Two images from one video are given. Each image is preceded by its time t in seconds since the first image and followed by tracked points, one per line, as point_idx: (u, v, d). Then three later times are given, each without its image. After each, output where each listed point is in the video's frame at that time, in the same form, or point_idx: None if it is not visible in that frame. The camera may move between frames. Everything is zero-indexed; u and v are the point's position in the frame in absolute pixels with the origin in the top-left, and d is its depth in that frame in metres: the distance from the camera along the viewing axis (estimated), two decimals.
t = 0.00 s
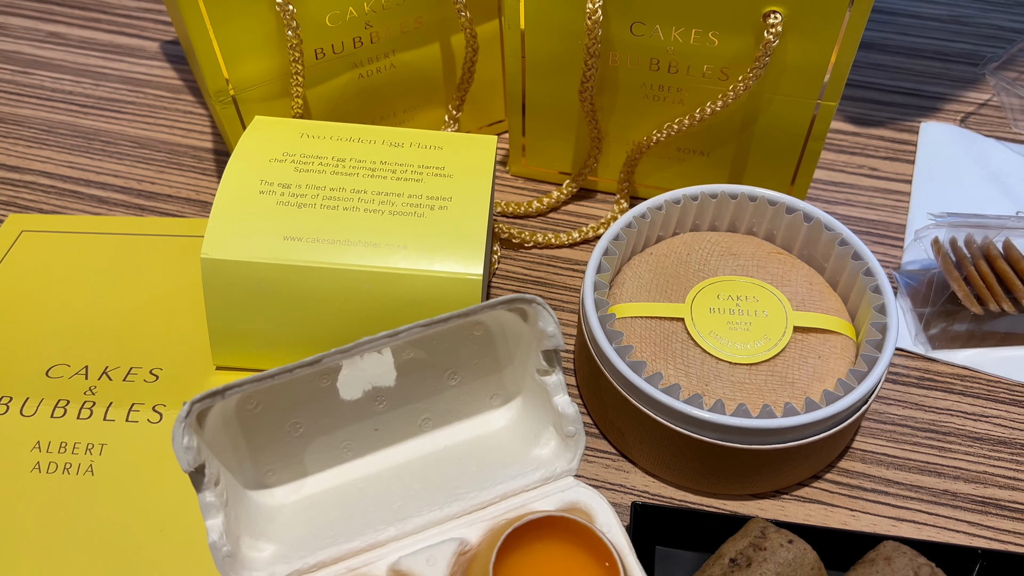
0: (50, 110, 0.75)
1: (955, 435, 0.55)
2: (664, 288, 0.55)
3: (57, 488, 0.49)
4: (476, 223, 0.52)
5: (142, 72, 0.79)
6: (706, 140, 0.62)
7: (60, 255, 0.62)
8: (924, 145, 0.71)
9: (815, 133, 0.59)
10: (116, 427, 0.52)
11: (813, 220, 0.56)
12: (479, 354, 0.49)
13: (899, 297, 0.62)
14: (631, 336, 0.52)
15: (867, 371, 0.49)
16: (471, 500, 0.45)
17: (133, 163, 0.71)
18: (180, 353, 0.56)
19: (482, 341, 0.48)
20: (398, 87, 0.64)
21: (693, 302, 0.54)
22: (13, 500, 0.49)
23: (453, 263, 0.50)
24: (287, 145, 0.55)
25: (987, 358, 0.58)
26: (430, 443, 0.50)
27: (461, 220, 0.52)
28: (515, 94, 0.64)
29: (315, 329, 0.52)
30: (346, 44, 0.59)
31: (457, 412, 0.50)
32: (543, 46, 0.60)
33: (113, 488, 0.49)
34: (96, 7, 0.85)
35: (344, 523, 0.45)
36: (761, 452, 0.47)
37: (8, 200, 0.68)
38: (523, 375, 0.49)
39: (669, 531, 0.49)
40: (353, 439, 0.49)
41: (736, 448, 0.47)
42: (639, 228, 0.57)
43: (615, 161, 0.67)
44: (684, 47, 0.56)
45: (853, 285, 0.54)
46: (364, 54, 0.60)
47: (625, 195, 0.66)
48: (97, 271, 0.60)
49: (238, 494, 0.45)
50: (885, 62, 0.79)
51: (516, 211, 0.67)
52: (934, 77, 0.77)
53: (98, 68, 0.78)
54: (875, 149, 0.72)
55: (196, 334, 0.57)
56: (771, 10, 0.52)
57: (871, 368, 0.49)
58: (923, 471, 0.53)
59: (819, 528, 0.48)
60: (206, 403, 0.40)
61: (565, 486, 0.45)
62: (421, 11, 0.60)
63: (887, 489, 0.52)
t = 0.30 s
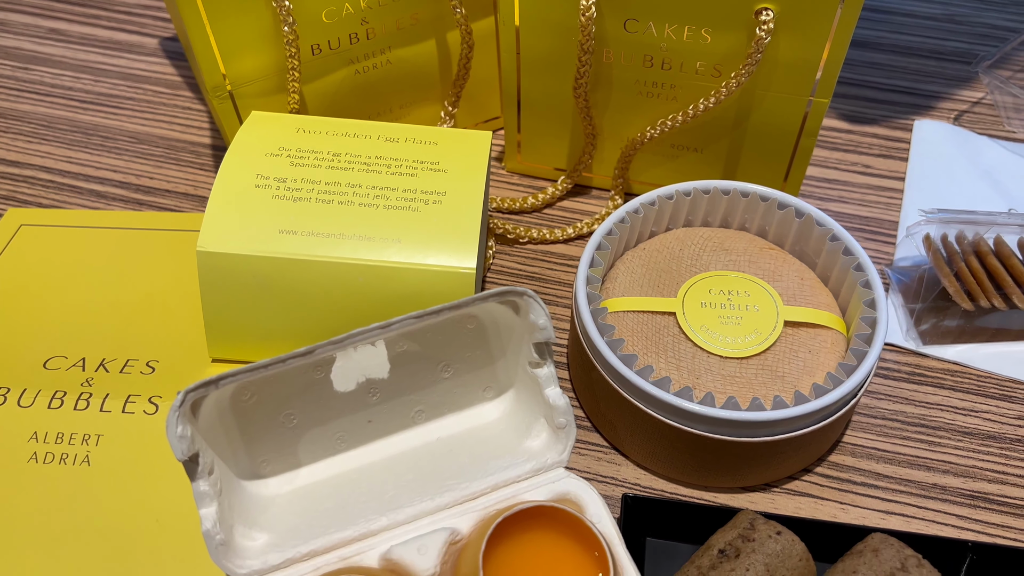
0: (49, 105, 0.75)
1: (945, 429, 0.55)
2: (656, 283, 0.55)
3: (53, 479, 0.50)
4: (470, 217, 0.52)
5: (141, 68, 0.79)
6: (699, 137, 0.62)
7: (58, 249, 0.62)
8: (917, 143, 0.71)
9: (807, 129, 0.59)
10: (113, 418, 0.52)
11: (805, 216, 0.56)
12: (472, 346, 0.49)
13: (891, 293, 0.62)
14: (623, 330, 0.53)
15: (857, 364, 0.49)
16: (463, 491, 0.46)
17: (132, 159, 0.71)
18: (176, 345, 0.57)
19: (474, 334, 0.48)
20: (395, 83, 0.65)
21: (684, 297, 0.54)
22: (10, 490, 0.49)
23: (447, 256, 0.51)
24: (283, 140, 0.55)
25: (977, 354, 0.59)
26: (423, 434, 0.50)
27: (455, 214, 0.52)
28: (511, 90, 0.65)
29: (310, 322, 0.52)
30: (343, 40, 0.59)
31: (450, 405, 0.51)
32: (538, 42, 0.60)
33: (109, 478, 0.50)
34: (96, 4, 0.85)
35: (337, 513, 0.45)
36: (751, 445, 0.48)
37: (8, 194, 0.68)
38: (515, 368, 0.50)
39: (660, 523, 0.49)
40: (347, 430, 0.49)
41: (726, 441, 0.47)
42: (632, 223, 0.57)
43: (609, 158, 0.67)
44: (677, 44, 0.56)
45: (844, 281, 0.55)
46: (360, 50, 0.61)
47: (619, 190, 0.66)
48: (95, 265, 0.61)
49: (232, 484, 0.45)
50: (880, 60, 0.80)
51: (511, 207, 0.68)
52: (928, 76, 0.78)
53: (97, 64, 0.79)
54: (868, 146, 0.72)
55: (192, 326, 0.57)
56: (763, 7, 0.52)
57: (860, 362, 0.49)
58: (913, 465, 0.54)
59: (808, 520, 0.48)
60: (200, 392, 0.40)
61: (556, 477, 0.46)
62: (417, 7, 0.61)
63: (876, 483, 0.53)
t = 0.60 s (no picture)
0: (51, 96, 0.76)
1: (938, 419, 0.56)
2: (651, 273, 0.56)
3: (52, 463, 0.50)
4: (467, 207, 0.53)
5: (142, 61, 0.80)
6: (696, 129, 0.63)
7: (58, 237, 0.63)
8: (913, 137, 0.71)
9: (803, 122, 0.59)
10: (112, 404, 0.53)
11: (800, 207, 0.57)
12: (468, 334, 0.50)
13: (886, 285, 0.63)
14: (618, 319, 0.53)
15: (850, 353, 0.49)
16: (458, 476, 0.46)
17: (132, 149, 0.72)
18: (175, 333, 0.57)
19: (470, 321, 0.49)
20: (394, 75, 0.65)
21: (680, 287, 0.54)
22: (10, 473, 0.50)
23: (444, 245, 0.51)
24: (282, 129, 0.56)
25: (971, 345, 0.59)
26: (419, 421, 0.51)
27: (452, 204, 0.53)
28: (509, 82, 0.65)
29: (307, 309, 0.52)
30: (342, 31, 0.60)
31: (446, 392, 0.51)
32: (535, 35, 0.61)
33: (109, 462, 0.50)
34: None
35: (333, 498, 0.46)
36: (744, 432, 0.48)
37: (9, 184, 0.69)
38: (511, 355, 0.50)
39: (653, 509, 0.50)
40: (344, 416, 0.50)
41: (720, 428, 0.48)
42: (628, 214, 0.58)
43: (606, 150, 0.67)
44: (673, 36, 0.57)
45: (839, 271, 0.55)
46: (359, 41, 0.61)
47: (616, 183, 0.67)
48: (95, 253, 0.61)
49: (229, 468, 0.46)
50: (877, 55, 0.80)
51: (509, 198, 0.68)
52: (925, 71, 0.78)
53: (99, 56, 0.79)
54: (865, 140, 0.72)
55: (191, 314, 0.58)
56: None
57: (853, 350, 0.50)
58: (906, 455, 0.54)
59: (801, 508, 0.49)
60: (197, 375, 0.41)
61: (551, 463, 0.46)
62: None
63: (870, 472, 0.53)
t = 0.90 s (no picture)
0: (52, 88, 0.76)
1: (927, 409, 0.57)
2: (645, 263, 0.56)
3: (52, 445, 0.51)
4: (462, 196, 0.53)
5: (143, 53, 0.80)
6: (691, 122, 0.63)
7: (60, 226, 0.63)
8: (906, 132, 0.72)
9: (796, 115, 0.60)
10: (111, 389, 0.54)
11: (792, 199, 0.57)
12: (463, 321, 0.50)
13: (877, 278, 0.63)
14: (611, 308, 0.54)
15: (839, 342, 0.50)
16: (452, 459, 0.47)
17: (133, 140, 0.73)
18: (174, 320, 0.58)
19: (465, 308, 0.49)
20: (392, 67, 0.66)
21: (672, 277, 0.55)
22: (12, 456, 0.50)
23: (440, 234, 0.52)
24: (281, 119, 0.56)
25: (960, 337, 0.60)
26: (414, 407, 0.51)
27: (448, 193, 0.53)
28: (506, 75, 0.66)
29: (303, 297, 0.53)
30: (341, 23, 0.61)
31: (441, 378, 0.52)
32: (532, 28, 0.61)
33: (108, 444, 0.51)
34: None
35: (328, 480, 0.47)
36: (734, 419, 0.49)
37: (10, 173, 0.69)
38: (505, 343, 0.51)
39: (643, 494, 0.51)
40: (340, 401, 0.50)
41: (710, 415, 0.49)
42: (622, 204, 0.58)
43: (602, 143, 0.68)
44: (668, 29, 0.57)
45: (829, 262, 0.56)
46: (358, 33, 0.62)
47: (611, 175, 0.68)
48: (96, 241, 0.62)
49: (226, 451, 0.46)
50: (872, 52, 0.81)
51: (505, 190, 0.69)
52: (919, 67, 0.79)
53: (100, 48, 0.80)
54: (859, 135, 0.73)
55: (190, 301, 0.58)
56: None
57: (842, 339, 0.50)
58: (895, 443, 0.55)
59: (790, 494, 0.50)
60: (195, 358, 0.41)
61: (543, 447, 0.47)
62: None
63: (858, 460, 0.54)
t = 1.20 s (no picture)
0: (52, 77, 0.77)
1: (914, 395, 0.57)
2: (636, 250, 0.57)
3: (50, 425, 0.52)
4: (456, 182, 0.54)
5: (143, 43, 0.81)
6: (683, 113, 0.64)
7: (59, 211, 0.64)
8: (897, 125, 0.73)
9: (787, 106, 0.61)
10: (108, 369, 0.54)
11: (781, 187, 0.58)
12: (456, 305, 0.51)
13: (866, 267, 0.64)
14: (603, 294, 0.54)
15: (825, 327, 0.51)
16: (443, 439, 0.48)
17: (132, 128, 0.73)
18: (171, 303, 0.59)
19: (458, 291, 0.50)
20: (388, 57, 0.67)
21: (663, 264, 0.56)
22: (10, 434, 0.51)
23: (433, 219, 0.52)
24: (277, 106, 0.57)
25: (947, 325, 0.61)
26: (407, 388, 0.52)
27: (443, 179, 0.54)
28: (501, 65, 0.66)
29: (297, 281, 0.53)
30: (338, 12, 0.61)
31: (434, 361, 0.53)
32: (526, 18, 0.62)
33: (106, 423, 0.52)
34: None
35: (322, 459, 0.47)
36: (722, 401, 0.49)
37: (11, 160, 0.70)
38: (497, 326, 0.51)
39: (632, 476, 0.52)
40: (333, 383, 0.51)
41: (698, 397, 0.49)
42: (614, 192, 0.59)
43: (596, 133, 0.69)
44: (661, 20, 0.58)
45: (818, 250, 0.57)
46: (355, 23, 0.63)
47: (605, 165, 0.68)
48: (95, 227, 0.63)
49: (221, 430, 0.47)
50: (864, 46, 0.81)
51: (500, 179, 0.69)
52: (910, 61, 0.80)
53: (100, 38, 0.81)
54: (850, 128, 0.74)
55: (187, 285, 0.59)
56: None
57: (829, 324, 0.51)
58: (881, 429, 0.56)
59: (776, 476, 0.50)
60: (191, 335, 0.42)
61: (533, 428, 0.47)
62: None
63: (846, 445, 0.55)
